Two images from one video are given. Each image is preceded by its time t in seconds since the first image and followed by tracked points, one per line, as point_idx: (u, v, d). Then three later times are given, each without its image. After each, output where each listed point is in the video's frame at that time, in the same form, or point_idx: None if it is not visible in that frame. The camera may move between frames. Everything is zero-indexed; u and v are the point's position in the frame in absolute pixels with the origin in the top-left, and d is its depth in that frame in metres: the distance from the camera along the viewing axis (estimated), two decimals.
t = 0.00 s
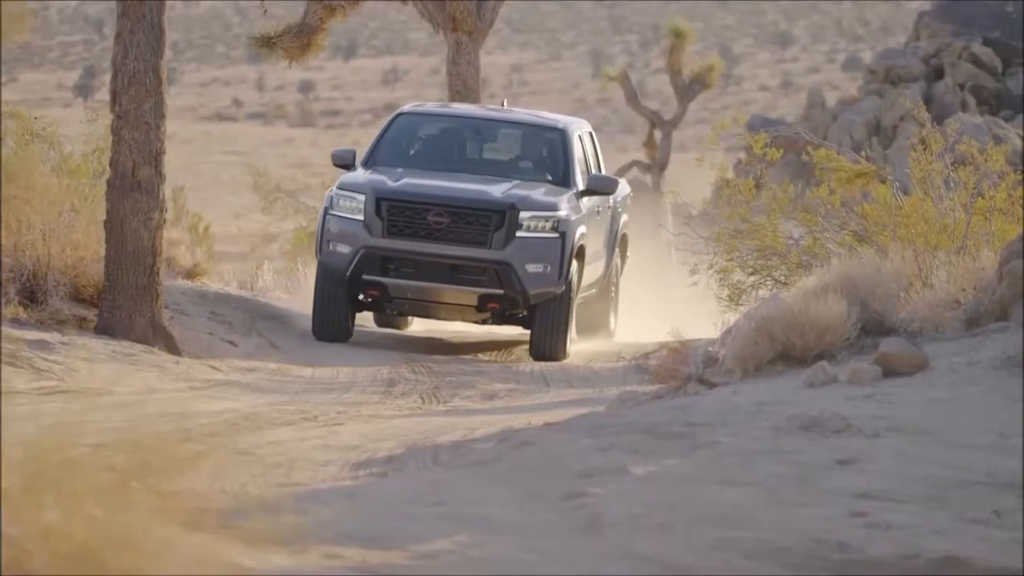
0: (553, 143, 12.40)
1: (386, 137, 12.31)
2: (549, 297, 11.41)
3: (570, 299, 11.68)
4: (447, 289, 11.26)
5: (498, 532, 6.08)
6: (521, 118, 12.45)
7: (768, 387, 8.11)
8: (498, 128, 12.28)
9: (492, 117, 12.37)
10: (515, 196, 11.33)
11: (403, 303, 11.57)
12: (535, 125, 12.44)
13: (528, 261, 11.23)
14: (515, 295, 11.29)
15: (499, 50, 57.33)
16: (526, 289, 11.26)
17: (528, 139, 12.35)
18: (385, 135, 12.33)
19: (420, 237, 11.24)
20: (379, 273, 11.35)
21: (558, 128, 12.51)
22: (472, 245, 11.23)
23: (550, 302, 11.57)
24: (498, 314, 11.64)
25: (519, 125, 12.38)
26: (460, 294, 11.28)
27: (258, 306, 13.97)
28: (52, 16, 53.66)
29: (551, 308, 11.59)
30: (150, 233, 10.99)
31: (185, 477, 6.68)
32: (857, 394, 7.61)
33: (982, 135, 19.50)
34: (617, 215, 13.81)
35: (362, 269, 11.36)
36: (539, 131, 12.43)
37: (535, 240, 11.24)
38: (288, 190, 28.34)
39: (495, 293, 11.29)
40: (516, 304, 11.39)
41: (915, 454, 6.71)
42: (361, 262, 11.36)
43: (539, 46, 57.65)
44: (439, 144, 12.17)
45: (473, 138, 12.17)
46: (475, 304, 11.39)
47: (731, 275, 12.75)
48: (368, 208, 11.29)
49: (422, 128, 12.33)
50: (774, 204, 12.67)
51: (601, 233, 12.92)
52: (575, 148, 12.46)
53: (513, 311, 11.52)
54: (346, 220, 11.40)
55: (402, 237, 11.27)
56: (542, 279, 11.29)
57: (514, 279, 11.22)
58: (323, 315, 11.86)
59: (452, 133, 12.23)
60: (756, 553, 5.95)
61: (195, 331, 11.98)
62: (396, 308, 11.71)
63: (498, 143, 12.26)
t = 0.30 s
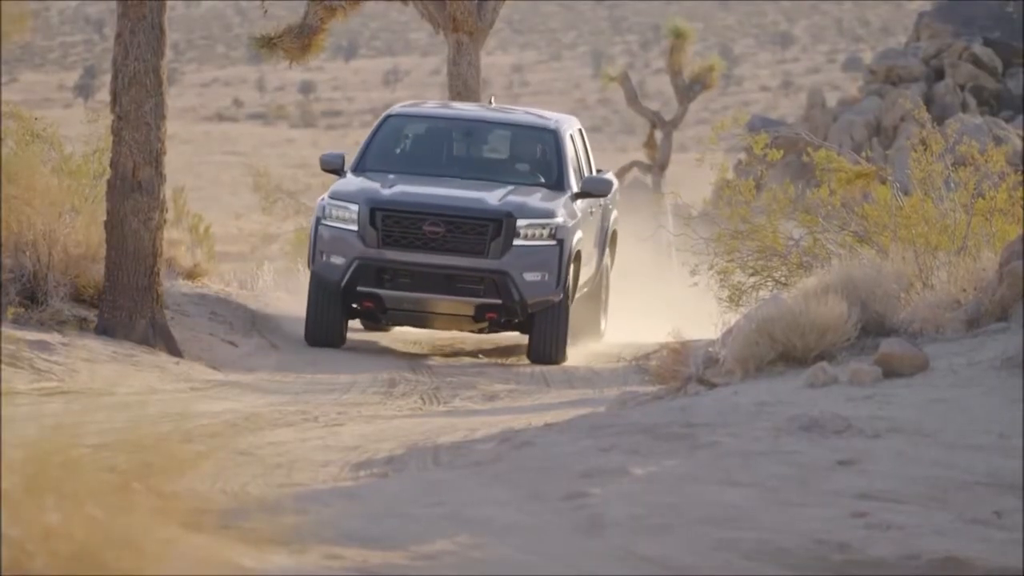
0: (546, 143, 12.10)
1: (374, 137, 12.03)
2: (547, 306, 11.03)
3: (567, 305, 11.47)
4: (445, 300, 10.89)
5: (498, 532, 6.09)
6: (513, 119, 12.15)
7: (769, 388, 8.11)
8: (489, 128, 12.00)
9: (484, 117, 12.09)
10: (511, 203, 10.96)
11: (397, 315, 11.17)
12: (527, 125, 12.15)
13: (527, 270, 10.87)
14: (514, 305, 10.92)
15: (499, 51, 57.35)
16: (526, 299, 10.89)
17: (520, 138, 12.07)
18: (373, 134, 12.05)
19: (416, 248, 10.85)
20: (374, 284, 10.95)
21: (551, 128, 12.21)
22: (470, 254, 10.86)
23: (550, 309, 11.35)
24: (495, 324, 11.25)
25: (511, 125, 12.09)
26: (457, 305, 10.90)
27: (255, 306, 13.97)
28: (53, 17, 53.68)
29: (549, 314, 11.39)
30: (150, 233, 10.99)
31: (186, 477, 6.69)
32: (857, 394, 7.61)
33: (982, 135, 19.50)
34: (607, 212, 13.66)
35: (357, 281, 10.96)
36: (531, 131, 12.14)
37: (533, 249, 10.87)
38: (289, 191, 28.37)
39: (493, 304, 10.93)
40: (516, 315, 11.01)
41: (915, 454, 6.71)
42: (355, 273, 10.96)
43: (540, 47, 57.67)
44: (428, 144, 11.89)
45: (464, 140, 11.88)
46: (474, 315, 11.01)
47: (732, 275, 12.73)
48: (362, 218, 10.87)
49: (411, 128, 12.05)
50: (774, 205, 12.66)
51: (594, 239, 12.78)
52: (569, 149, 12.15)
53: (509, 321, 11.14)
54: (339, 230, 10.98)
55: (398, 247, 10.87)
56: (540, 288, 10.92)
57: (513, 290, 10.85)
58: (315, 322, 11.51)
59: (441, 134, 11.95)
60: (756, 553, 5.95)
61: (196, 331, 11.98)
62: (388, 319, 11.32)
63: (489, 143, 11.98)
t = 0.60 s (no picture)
0: (538, 139, 11.92)
1: (363, 135, 11.84)
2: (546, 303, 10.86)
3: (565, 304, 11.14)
4: (441, 302, 10.73)
5: (498, 532, 6.09)
6: (504, 115, 11.97)
7: (769, 387, 8.11)
8: (480, 126, 11.82)
9: (474, 113, 11.91)
10: (507, 201, 10.83)
11: (393, 318, 11.00)
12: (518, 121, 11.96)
13: (524, 268, 10.71)
14: (512, 304, 10.75)
15: (499, 51, 57.37)
16: (524, 297, 10.73)
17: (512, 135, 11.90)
18: (362, 133, 11.86)
19: (411, 248, 10.70)
20: (369, 286, 10.79)
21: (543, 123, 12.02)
22: (466, 254, 10.71)
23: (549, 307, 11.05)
24: (491, 326, 11.06)
25: (503, 121, 11.91)
26: (454, 305, 10.74)
27: (255, 305, 13.98)
28: (53, 17, 53.70)
29: (548, 311, 11.09)
30: (150, 233, 11.00)
31: (186, 477, 6.68)
32: (857, 394, 7.61)
33: (983, 135, 19.50)
34: (597, 209, 13.61)
35: (352, 283, 10.80)
36: (522, 127, 11.94)
37: (530, 246, 10.72)
38: (289, 190, 28.40)
39: (491, 303, 10.76)
40: (514, 315, 10.84)
41: (915, 454, 6.72)
42: (350, 276, 10.80)
43: (540, 47, 57.68)
44: (418, 143, 11.71)
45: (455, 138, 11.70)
46: (471, 315, 10.84)
47: (732, 274, 12.72)
48: (356, 218, 10.73)
49: (400, 125, 11.86)
50: (774, 203, 12.63)
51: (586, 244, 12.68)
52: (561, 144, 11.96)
53: (507, 321, 10.97)
54: (332, 231, 10.84)
55: (393, 248, 10.72)
56: (539, 287, 10.77)
57: (511, 289, 10.69)
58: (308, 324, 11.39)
59: (430, 132, 11.76)
60: (757, 553, 5.95)
61: (196, 330, 11.99)
62: (383, 323, 11.15)
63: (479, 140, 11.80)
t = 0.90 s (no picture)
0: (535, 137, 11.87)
1: (355, 136, 11.72)
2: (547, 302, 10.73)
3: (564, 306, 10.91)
4: (440, 300, 10.55)
5: (498, 532, 6.09)
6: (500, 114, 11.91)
7: (769, 387, 8.13)
8: (475, 126, 11.73)
9: (469, 113, 11.82)
10: (507, 198, 10.71)
11: (390, 316, 10.82)
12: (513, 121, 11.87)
13: (524, 266, 10.58)
14: (513, 302, 10.60)
15: (500, 50, 57.39)
16: (524, 296, 10.59)
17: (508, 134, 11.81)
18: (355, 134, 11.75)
19: (410, 245, 10.54)
20: (366, 284, 10.61)
21: (538, 124, 11.93)
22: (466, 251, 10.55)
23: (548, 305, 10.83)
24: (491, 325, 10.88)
25: (498, 120, 11.82)
26: (453, 304, 10.57)
27: (254, 305, 13.99)
28: (53, 17, 53.71)
29: (548, 309, 10.85)
30: (150, 233, 11.00)
31: (185, 477, 6.68)
32: (858, 394, 7.61)
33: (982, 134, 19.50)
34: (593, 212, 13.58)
35: (348, 280, 10.62)
36: (518, 127, 11.86)
37: (530, 244, 10.60)
38: (289, 190, 28.42)
39: (491, 302, 10.60)
40: (513, 314, 10.69)
41: (915, 453, 6.72)
42: (347, 273, 10.62)
43: (540, 46, 57.69)
44: (412, 143, 11.60)
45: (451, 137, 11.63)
46: (470, 315, 10.67)
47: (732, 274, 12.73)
48: (353, 214, 10.56)
49: (395, 125, 11.78)
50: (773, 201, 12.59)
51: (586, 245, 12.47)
52: (558, 144, 11.87)
53: (505, 321, 10.80)
54: (329, 228, 10.68)
55: (391, 245, 10.55)
56: (539, 285, 10.64)
57: (512, 286, 10.55)
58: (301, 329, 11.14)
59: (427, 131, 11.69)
60: (757, 553, 5.95)
61: (197, 330, 12.00)
62: (380, 321, 10.97)
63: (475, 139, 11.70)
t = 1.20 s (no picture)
0: (536, 141, 11.81)
1: (354, 135, 11.64)
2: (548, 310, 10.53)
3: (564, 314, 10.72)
4: (439, 303, 10.37)
5: (497, 532, 6.09)
6: (501, 119, 11.86)
7: (767, 386, 8.15)
8: (476, 131, 11.67)
9: (470, 118, 11.76)
10: (511, 202, 10.54)
11: (387, 318, 10.63)
12: (515, 127, 11.81)
13: (526, 271, 10.40)
14: (513, 307, 10.40)
15: (498, 49, 57.39)
16: (525, 300, 10.40)
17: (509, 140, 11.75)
18: (354, 134, 11.67)
19: (411, 245, 10.36)
20: (364, 284, 10.43)
21: (540, 130, 11.87)
22: (467, 253, 10.36)
23: (547, 314, 10.62)
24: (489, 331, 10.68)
25: (499, 125, 11.75)
26: (453, 306, 10.38)
27: (253, 305, 13.99)
28: (52, 16, 53.71)
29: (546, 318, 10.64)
30: (149, 233, 11.01)
31: (184, 477, 6.69)
32: (856, 394, 7.61)
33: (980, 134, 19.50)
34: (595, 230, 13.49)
35: (346, 281, 10.43)
36: (519, 133, 11.79)
37: (533, 247, 10.42)
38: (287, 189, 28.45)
39: (490, 307, 10.40)
40: (513, 320, 10.49)
41: (913, 452, 6.73)
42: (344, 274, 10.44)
43: (539, 45, 57.69)
44: (413, 143, 11.51)
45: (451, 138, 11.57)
46: (469, 319, 10.48)
47: (730, 274, 12.76)
48: (354, 213, 10.39)
49: (394, 127, 11.72)
50: (771, 202, 12.58)
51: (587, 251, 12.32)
52: (559, 151, 11.79)
53: (504, 328, 10.60)
54: (328, 226, 10.50)
55: (391, 245, 10.37)
56: (541, 291, 10.45)
57: (513, 290, 10.35)
58: (292, 336, 10.90)
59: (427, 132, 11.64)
60: (755, 552, 5.96)
61: (196, 330, 12.01)
62: (375, 325, 10.77)
63: (475, 144, 11.63)
